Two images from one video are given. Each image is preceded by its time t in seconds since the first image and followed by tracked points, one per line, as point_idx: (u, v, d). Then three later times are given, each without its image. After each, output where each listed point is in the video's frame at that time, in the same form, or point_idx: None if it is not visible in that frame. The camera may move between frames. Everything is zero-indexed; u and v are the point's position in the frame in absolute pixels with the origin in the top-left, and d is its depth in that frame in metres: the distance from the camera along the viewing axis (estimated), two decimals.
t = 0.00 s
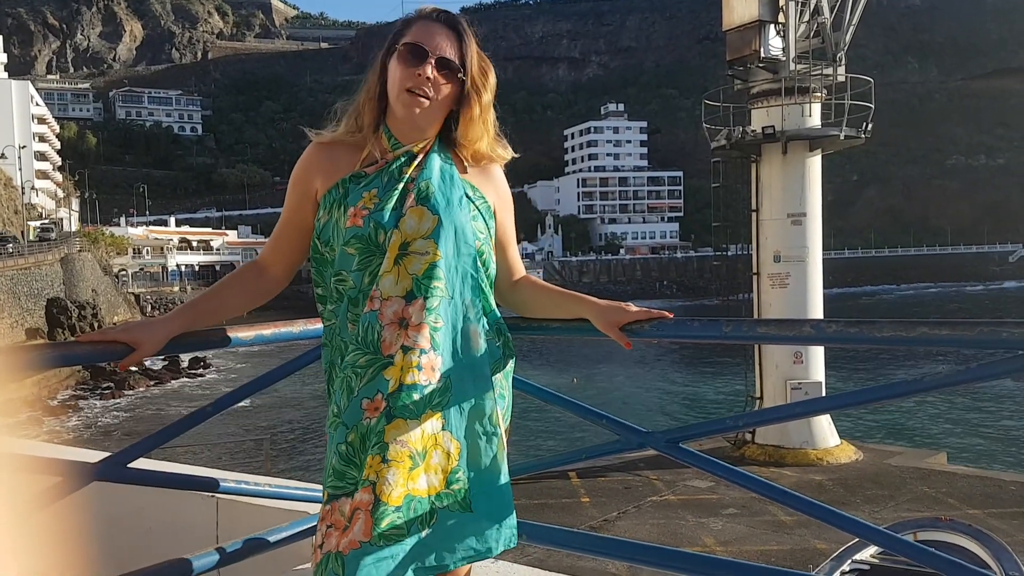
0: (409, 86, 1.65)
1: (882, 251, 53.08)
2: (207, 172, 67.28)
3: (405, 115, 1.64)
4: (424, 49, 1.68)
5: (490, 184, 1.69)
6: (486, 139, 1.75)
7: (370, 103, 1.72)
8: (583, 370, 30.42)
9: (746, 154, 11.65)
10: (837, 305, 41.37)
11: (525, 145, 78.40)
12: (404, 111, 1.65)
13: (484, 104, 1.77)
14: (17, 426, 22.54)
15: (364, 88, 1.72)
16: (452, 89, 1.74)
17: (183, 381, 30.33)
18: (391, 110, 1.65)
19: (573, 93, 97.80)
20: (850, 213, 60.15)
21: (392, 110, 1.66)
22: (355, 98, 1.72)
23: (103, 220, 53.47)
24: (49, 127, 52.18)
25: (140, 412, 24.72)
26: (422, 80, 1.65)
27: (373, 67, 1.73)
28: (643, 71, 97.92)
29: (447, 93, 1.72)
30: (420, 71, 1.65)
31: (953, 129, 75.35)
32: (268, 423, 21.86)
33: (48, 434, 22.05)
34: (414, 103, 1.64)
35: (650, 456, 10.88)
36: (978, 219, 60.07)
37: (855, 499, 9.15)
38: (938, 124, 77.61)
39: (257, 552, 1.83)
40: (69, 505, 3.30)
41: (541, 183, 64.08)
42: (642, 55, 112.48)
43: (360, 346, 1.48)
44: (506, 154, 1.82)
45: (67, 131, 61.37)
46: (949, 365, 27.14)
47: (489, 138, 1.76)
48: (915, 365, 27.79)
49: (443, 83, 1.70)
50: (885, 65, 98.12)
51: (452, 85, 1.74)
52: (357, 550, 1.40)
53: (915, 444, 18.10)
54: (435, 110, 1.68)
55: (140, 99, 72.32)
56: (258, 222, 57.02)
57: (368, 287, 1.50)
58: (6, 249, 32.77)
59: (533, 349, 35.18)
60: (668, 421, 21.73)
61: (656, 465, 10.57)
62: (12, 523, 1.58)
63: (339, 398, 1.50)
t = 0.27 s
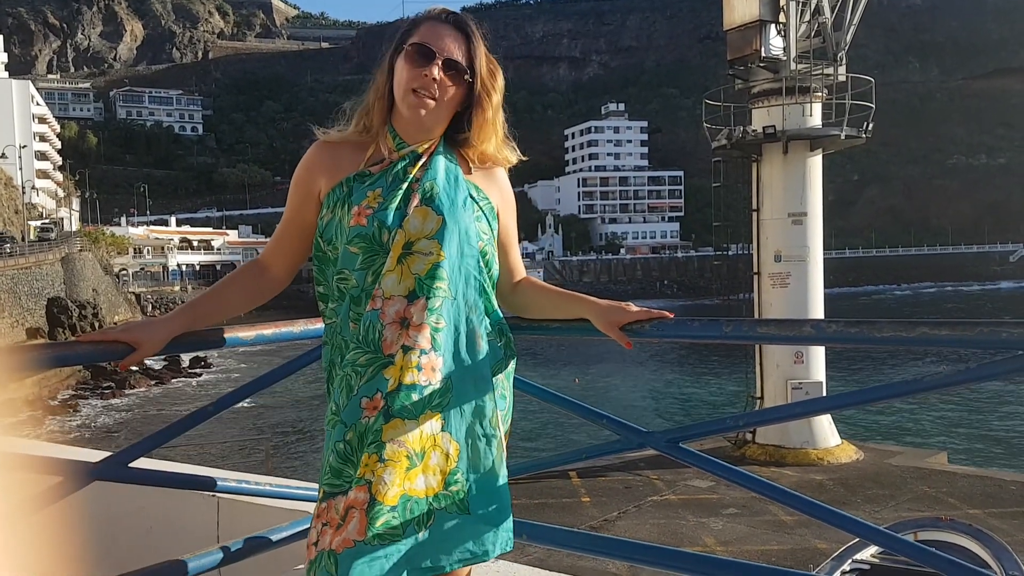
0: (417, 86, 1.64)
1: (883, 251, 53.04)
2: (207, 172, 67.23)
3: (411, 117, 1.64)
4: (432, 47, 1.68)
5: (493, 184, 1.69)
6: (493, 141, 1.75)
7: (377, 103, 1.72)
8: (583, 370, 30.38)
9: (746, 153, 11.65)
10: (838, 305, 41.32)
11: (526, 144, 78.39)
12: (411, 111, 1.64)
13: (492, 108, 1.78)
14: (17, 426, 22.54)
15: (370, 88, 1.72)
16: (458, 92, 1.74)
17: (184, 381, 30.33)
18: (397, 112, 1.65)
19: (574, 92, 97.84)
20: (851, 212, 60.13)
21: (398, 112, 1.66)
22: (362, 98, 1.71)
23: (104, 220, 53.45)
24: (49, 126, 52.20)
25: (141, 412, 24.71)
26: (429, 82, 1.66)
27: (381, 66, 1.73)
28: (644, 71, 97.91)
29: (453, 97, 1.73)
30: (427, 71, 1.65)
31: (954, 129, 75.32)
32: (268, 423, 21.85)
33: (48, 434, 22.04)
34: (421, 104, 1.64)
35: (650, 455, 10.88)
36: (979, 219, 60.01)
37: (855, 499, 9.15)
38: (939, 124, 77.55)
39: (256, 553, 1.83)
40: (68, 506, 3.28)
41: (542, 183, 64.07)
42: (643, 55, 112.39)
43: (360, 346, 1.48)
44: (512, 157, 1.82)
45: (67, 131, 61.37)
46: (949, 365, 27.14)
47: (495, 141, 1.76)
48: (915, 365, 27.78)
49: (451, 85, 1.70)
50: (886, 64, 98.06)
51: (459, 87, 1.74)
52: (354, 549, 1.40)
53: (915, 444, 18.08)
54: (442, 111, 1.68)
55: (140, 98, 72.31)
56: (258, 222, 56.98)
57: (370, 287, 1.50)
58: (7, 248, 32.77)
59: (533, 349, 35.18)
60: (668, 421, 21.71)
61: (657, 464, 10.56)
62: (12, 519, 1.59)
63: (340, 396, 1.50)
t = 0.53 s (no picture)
0: (417, 86, 1.65)
1: (882, 250, 53.08)
2: (206, 171, 67.20)
3: (412, 117, 1.64)
4: (436, 51, 1.68)
5: (495, 184, 1.69)
6: (494, 145, 1.76)
7: (386, 98, 1.72)
8: (583, 369, 30.37)
9: (745, 153, 11.65)
10: (838, 304, 41.34)
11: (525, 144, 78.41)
12: (413, 113, 1.64)
13: (495, 109, 1.78)
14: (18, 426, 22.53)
15: (381, 90, 1.72)
16: (466, 98, 1.75)
17: (183, 380, 30.33)
18: (402, 111, 1.65)
19: (573, 92, 97.87)
20: (850, 212, 60.13)
21: (399, 111, 1.66)
22: (372, 97, 1.71)
23: (103, 219, 53.43)
24: (48, 126, 52.15)
25: (141, 412, 24.67)
26: (431, 84, 1.66)
27: (383, 67, 1.73)
28: (643, 70, 97.95)
29: (456, 99, 1.73)
30: (431, 73, 1.66)
31: (953, 128, 75.41)
32: (267, 422, 21.86)
33: (49, 433, 22.04)
34: (426, 106, 1.65)
35: (649, 455, 10.88)
36: (977, 218, 60.06)
37: (854, 498, 9.15)
38: (938, 123, 77.54)
39: (252, 553, 1.83)
40: (69, 504, 3.28)
41: (541, 183, 64.11)
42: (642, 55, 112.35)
43: (361, 346, 1.48)
44: (515, 158, 1.82)
45: (67, 130, 61.35)
46: (946, 364, 27.22)
47: (500, 148, 1.77)
48: (913, 365, 27.81)
49: (454, 88, 1.71)
50: (884, 64, 98.13)
51: (466, 92, 1.75)
52: (352, 548, 1.40)
53: (914, 443, 18.11)
54: (447, 112, 1.69)
55: (140, 98, 72.28)
56: (258, 221, 56.99)
57: (372, 283, 1.50)
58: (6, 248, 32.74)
59: (532, 349, 35.19)
60: (667, 421, 21.73)
61: (656, 463, 10.57)
62: (14, 520, 1.59)
63: (337, 395, 1.51)
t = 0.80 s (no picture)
0: (416, 85, 1.65)
1: (880, 250, 53.15)
2: (204, 170, 67.11)
3: (412, 116, 1.64)
4: (435, 49, 1.69)
5: (495, 183, 1.70)
6: (495, 142, 1.76)
7: (387, 98, 1.72)
8: (581, 368, 30.39)
9: (743, 153, 11.66)
10: (835, 304, 41.38)
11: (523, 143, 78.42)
12: (413, 112, 1.64)
13: (493, 106, 1.78)
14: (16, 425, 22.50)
15: (381, 88, 1.72)
16: (466, 97, 1.76)
17: (180, 378, 30.29)
18: (402, 111, 1.65)
19: (571, 92, 97.90)
20: (848, 211, 60.18)
21: (398, 111, 1.66)
22: (372, 98, 1.71)
23: (101, 218, 53.35)
24: (46, 124, 52.04)
25: (138, 411, 24.63)
26: (431, 83, 1.66)
27: (383, 67, 1.73)
28: (641, 69, 97.98)
29: (456, 98, 1.74)
30: (430, 71, 1.66)
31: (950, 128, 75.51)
32: (265, 421, 21.85)
33: (46, 431, 22.00)
34: (428, 103, 1.65)
35: (647, 453, 10.89)
36: (975, 218, 60.14)
37: (852, 497, 9.17)
38: (936, 123, 77.61)
39: (253, 551, 1.82)
40: (69, 499, 3.27)
41: (539, 182, 64.13)
42: (640, 54, 112.29)
43: (363, 345, 1.48)
44: (515, 155, 1.82)
45: (64, 128, 61.22)
46: (944, 364, 27.27)
47: (500, 146, 1.77)
48: (911, 365, 27.85)
49: (452, 85, 1.71)
50: (882, 63, 98.23)
51: (465, 91, 1.75)
52: (351, 546, 1.40)
53: (912, 442, 18.15)
54: (447, 111, 1.69)
55: (137, 96, 72.14)
56: (255, 220, 56.95)
57: (374, 284, 1.51)
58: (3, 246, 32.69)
59: (530, 348, 35.19)
60: (666, 420, 21.76)
61: (654, 462, 10.58)
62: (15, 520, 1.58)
63: (337, 394, 1.51)
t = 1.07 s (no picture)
0: (416, 86, 1.64)
1: (879, 249, 53.18)
2: (203, 168, 67.05)
3: (412, 115, 1.64)
4: (437, 49, 1.68)
5: (495, 182, 1.69)
6: (495, 142, 1.76)
7: (385, 95, 1.71)
8: (580, 367, 30.39)
9: (742, 151, 11.67)
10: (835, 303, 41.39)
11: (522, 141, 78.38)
12: (414, 110, 1.64)
13: (493, 105, 1.78)
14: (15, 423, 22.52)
15: (380, 87, 1.72)
16: (466, 94, 1.75)
17: (179, 377, 30.30)
18: (402, 109, 1.65)
19: (570, 90, 97.91)
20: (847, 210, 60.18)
21: (401, 113, 1.66)
22: (373, 96, 1.70)
23: (100, 216, 53.25)
24: (44, 122, 51.98)
25: (137, 409, 24.64)
26: (431, 83, 1.65)
27: (382, 68, 1.72)
28: (640, 68, 97.97)
29: (457, 96, 1.72)
30: (429, 70, 1.65)
31: (950, 127, 75.55)
32: (264, 420, 21.86)
33: (45, 429, 22.01)
34: (427, 101, 1.64)
35: (646, 452, 10.89)
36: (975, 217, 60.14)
37: (851, 496, 9.17)
38: (935, 122, 77.63)
39: (253, 549, 1.82)
40: (64, 500, 3.27)
41: (538, 180, 64.10)
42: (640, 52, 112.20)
43: (362, 344, 1.48)
44: (514, 154, 1.82)
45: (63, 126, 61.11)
46: (943, 363, 27.28)
47: (500, 143, 1.76)
48: (910, 364, 27.86)
49: (453, 87, 1.70)
50: (882, 62, 98.20)
51: (464, 89, 1.75)
52: (348, 542, 1.40)
53: (911, 441, 18.17)
54: (447, 109, 1.68)
55: (136, 94, 72.07)
56: (254, 218, 56.86)
57: (373, 282, 1.51)
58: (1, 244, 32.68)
59: (529, 347, 35.19)
60: (665, 418, 21.78)
61: (652, 461, 10.58)
62: (18, 523, 1.58)
63: (336, 393, 1.50)
